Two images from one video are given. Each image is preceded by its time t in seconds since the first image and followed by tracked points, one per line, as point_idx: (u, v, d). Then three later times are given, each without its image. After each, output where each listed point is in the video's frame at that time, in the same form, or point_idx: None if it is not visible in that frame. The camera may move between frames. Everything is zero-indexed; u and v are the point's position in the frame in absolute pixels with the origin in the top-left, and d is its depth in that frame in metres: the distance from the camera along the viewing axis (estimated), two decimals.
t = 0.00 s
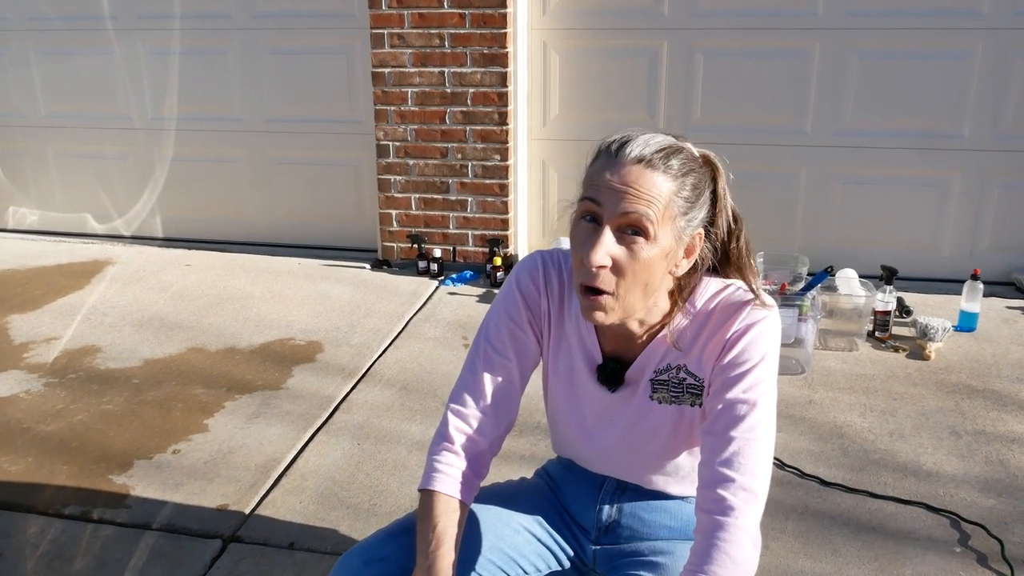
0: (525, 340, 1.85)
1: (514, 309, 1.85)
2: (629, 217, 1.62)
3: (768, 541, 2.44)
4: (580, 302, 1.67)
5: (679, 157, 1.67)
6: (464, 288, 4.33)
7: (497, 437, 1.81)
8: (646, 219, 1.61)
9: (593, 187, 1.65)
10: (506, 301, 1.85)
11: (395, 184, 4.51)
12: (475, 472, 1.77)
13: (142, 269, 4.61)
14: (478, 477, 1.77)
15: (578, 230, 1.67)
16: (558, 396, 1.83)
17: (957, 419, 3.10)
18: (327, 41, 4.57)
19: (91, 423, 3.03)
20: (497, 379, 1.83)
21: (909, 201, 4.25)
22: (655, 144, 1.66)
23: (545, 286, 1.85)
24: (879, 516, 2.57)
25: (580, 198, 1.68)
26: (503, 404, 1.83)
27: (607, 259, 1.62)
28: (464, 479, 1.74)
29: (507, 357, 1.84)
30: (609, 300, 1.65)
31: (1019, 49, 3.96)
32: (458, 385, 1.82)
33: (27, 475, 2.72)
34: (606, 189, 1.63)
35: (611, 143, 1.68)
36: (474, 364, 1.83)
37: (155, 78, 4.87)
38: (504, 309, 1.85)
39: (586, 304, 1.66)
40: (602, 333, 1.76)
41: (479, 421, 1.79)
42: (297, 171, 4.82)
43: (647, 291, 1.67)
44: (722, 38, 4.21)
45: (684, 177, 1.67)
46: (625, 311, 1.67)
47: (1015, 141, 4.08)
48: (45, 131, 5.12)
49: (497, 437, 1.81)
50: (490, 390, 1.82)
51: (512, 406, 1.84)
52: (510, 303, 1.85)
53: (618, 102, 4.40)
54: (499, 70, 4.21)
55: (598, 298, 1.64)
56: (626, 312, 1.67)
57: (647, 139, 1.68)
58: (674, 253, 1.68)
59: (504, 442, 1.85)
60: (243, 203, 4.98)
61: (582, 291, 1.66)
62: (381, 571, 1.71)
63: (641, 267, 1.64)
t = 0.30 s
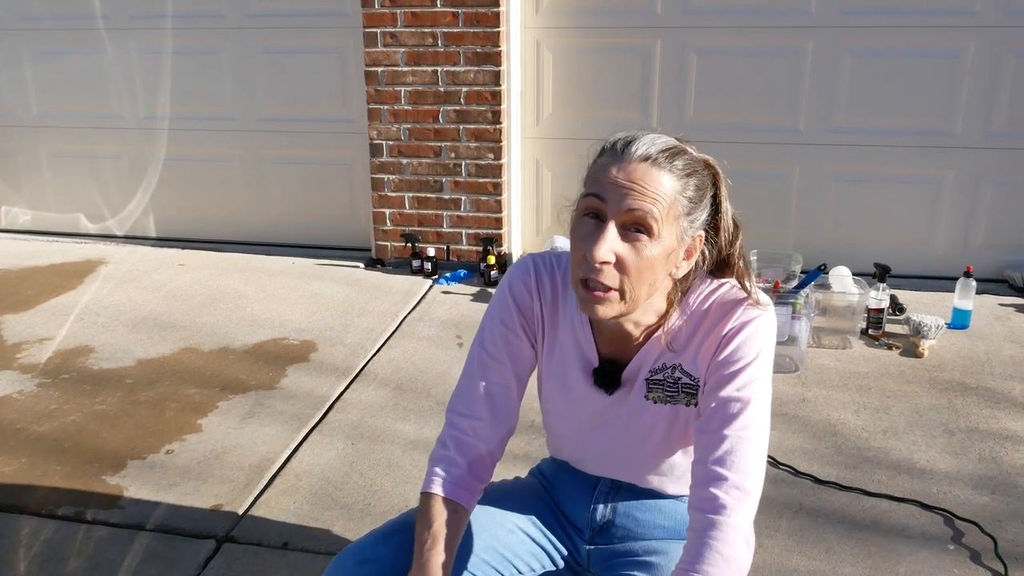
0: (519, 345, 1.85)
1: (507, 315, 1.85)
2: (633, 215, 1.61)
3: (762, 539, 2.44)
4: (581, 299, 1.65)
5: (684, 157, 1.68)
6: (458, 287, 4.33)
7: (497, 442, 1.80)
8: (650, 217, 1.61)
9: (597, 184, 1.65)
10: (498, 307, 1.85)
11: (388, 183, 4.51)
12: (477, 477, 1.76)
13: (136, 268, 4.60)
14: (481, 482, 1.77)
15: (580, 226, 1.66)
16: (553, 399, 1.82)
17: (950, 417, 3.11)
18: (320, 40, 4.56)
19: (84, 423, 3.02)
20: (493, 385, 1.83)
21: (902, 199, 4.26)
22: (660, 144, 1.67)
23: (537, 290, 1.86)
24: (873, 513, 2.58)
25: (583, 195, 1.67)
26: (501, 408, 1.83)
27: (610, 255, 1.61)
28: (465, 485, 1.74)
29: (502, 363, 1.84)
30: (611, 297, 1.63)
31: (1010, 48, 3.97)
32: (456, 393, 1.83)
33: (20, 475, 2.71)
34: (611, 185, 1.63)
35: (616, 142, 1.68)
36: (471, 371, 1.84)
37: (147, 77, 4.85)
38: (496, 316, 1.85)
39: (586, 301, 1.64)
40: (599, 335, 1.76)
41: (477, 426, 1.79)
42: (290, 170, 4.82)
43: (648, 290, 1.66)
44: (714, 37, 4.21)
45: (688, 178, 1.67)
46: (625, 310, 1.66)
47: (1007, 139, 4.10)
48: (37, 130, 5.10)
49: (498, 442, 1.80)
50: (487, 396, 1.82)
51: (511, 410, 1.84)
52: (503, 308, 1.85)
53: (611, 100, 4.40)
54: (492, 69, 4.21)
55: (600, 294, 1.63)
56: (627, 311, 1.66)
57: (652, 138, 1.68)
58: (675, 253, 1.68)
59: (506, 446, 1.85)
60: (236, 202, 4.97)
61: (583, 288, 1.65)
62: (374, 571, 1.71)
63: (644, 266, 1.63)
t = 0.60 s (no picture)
0: (518, 355, 1.85)
1: (503, 328, 1.85)
2: (639, 217, 1.61)
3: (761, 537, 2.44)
4: (587, 301, 1.65)
5: (685, 158, 1.68)
6: (457, 287, 4.33)
7: (514, 444, 1.84)
8: (655, 220, 1.61)
9: (600, 187, 1.64)
10: (493, 321, 1.86)
11: (386, 183, 4.51)
12: (498, 473, 1.80)
13: (134, 269, 4.60)
14: (501, 477, 1.80)
15: (584, 229, 1.66)
16: (554, 404, 1.82)
17: (949, 415, 3.12)
18: (317, 41, 4.56)
19: (83, 424, 3.02)
20: (497, 395, 1.85)
21: (900, 198, 4.26)
22: (662, 145, 1.67)
23: (530, 300, 1.85)
24: (872, 512, 2.58)
25: (587, 197, 1.67)
26: (509, 415, 1.84)
27: (617, 258, 1.61)
28: (484, 478, 1.79)
29: (503, 372, 1.85)
30: (617, 300, 1.63)
31: (1008, 46, 3.98)
32: (471, 403, 1.88)
33: (19, 476, 2.71)
34: (616, 187, 1.62)
35: (618, 144, 1.68)
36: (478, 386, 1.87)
37: (144, 78, 4.85)
38: (493, 330, 1.85)
39: (592, 305, 1.64)
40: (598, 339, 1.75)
41: (488, 432, 1.83)
42: (288, 171, 4.81)
43: (653, 291, 1.66)
44: (712, 35, 4.21)
45: (690, 178, 1.67)
46: (630, 312, 1.66)
47: (1005, 137, 4.10)
48: (35, 132, 5.10)
49: (515, 445, 1.83)
50: (493, 406, 1.84)
51: (520, 416, 1.85)
52: (498, 323, 1.85)
53: (609, 99, 4.40)
54: (490, 68, 4.21)
55: (606, 297, 1.63)
56: (632, 313, 1.66)
57: (653, 140, 1.68)
58: (679, 254, 1.68)
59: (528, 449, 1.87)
60: (235, 203, 4.96)
61: (589, 291, 1.64)
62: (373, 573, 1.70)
63: (650, 268, 1.63)
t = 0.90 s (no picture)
0: (520, 348, 1.85)
1: (505, 320, 1.85)
2: (640, 215, 1.61)
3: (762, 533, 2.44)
4: (590, 300, 1.65)
5: (685, 153, 1.67)
6: (457, 284, 4.33)
7: (515, 438, 1.84)
8: (656, 216, 1.61)
9: (600, 184, 1.64)
10: (496, 314, 1.86)
11: (387, 180, 4.50)
12: (499, 468, 1.81)
13: (135, 267, 4.60)
14: (503, 472, 1.81)
15: (585, 227, 1.66)
16: (555, 399, 1.82)
17: (950, 410, 3.12)
18: (317, 38, 4.55)
19: (84, 421, 3.02)
20: (499, 387, 1.85)
21: (901, 194, 4.26)
22: (662, 141, 1.66)
23: (532, 293, 1.85)
24: (873, 507, 2.59)
25: (587, 195, 1.66)
26: (511, 409, 1.85)
27: (618, 257, 1.61)
28: (485, 473, 1.78)
29: (506, 365, 1.85)
30: (619, 298, 1.64)
31: (1009, 41, 3.97)
32: (472, 396, 1.87)
33: (21, 473, 2.71)
34: (616, 185, 1.62)
35: (617, 140, 1.67)
36: (480, 377, 1.87)
37: (144, 75, 4.85)
38: (495, 322, 1.86)
39: (594, 303, 1.65)
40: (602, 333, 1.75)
41: (490, 426, 1.83)
42: (289, 168, 4.81)
43: (655, 289, 1.67)
44: (712, 31, 4.21)
45: (691, 174, 1.67)
46: (632, 309, 1.66)
47: (1006, 132, 4.10)
48: (35, 130, 5.10)
49: (516, 439, 1.84)
50: (495, 399, 1.85)
51: (524, 410, 1.86)
52: (500, 314, 1.85)
53: (609, 96, 4.40)
54: (490, 65, 4.20)
55: (608, 296, 1.63)
56: (634, 310, 1.67)
57: (653, 135, 1.68)
58: (680, 250, 1.68)
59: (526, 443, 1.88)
60: (235, 201, 4.97)
61: (591, 289, 1.65)
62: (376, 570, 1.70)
63: (651, 265, 1.63)
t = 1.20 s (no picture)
0: (527, 344, 1.85)
1: (512, 316, 1.86)
2: (641, 215, 1.61)
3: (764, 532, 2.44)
4: (594, 299, 1.66)
5: (685, 151, 1.67)
6: (459, 283, 4.33)
7: (522, 434, 1.84)
8: (657, 215, 1.61)
9: (601, 184, 1.64)
10: (502, 310, 1.86)
11: (388, 179, 4.51)
12: (506, 464, 1.81)
13: (138, 266, 4.61)
14: (510, 469, 1.81)
15: (587, 227, 1.66)
16: (561, 396, 1.83)
17: (953, 409, 3.11)
18: (319, 37, 4.55)
19: (87, 420, 3.03)
20: (507, 383, 1.85)
21: (903, 192, 4.26)
22: (662, 139, 1.66)
23: (539, 289, 1.86)
24: (876, 505, 2.59)
25: (588, 195, 1.67)
26: (518, 405, 1.85)
27: (620, 256, 1.62)
28: (492, 469, 1.79)
29: (513, 361, 1.85)
30: (623, 296, 1.65)
31: (1011, 38, 3.96)
32: (480, 393, 1.88)
33: (24, 472, 2.72)
34: (617, 185, 1.62)
35: (617, 140, 1.67)
36: (487, 373, 1.88)
37: (146, 75, 4.85)
38: (502, 318, 1.86)
39: (599, 301, 1.66)
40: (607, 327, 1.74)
41: (497, 422, 1.83)
42: (291, 167, 4.82)
43: (659, 287, 1.67)
44: (713, 30, 4.20)
45: (691, 171, 1.67)
46: (637, 306, 1.67)
47: (1009, 130, 4.09)
48: (37, 129, 5.11)
49: (523, 435, 1.84)
50: (502, 395, 1.85)
51: (530, 406, 1.86)
52: (507, 310, 1.86)
53: (610, 94, 4.40)
54: (491, 64, 4.20)
55: (612, 295, 1.64)
56: (638, 307, 1.68)
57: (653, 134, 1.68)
58: (683, 247, 1.68)
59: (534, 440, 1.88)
60: (237, 200, 4.97)
61: (595, 288, 1.66)
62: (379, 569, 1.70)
63: (654, 264, 1.64)
